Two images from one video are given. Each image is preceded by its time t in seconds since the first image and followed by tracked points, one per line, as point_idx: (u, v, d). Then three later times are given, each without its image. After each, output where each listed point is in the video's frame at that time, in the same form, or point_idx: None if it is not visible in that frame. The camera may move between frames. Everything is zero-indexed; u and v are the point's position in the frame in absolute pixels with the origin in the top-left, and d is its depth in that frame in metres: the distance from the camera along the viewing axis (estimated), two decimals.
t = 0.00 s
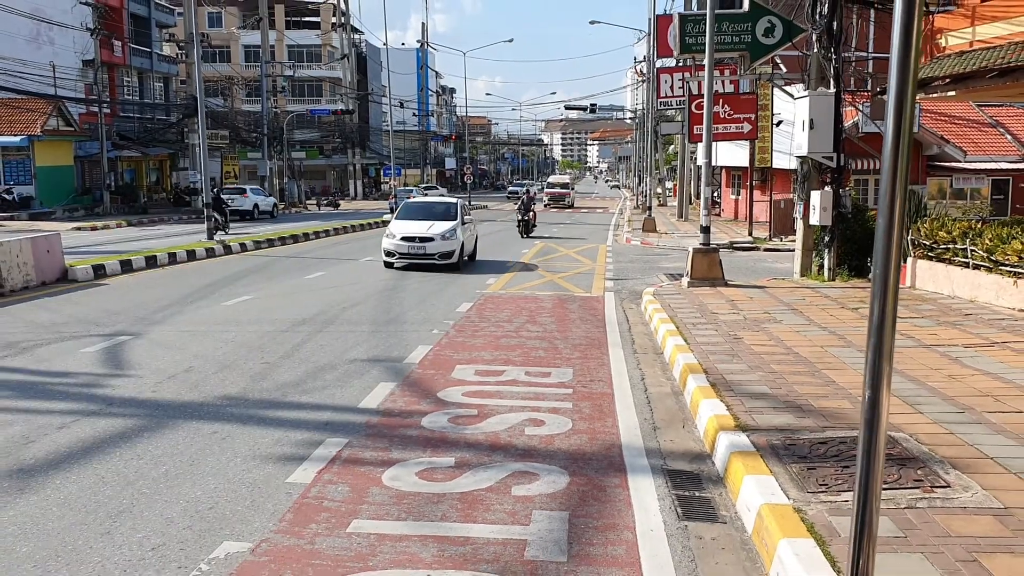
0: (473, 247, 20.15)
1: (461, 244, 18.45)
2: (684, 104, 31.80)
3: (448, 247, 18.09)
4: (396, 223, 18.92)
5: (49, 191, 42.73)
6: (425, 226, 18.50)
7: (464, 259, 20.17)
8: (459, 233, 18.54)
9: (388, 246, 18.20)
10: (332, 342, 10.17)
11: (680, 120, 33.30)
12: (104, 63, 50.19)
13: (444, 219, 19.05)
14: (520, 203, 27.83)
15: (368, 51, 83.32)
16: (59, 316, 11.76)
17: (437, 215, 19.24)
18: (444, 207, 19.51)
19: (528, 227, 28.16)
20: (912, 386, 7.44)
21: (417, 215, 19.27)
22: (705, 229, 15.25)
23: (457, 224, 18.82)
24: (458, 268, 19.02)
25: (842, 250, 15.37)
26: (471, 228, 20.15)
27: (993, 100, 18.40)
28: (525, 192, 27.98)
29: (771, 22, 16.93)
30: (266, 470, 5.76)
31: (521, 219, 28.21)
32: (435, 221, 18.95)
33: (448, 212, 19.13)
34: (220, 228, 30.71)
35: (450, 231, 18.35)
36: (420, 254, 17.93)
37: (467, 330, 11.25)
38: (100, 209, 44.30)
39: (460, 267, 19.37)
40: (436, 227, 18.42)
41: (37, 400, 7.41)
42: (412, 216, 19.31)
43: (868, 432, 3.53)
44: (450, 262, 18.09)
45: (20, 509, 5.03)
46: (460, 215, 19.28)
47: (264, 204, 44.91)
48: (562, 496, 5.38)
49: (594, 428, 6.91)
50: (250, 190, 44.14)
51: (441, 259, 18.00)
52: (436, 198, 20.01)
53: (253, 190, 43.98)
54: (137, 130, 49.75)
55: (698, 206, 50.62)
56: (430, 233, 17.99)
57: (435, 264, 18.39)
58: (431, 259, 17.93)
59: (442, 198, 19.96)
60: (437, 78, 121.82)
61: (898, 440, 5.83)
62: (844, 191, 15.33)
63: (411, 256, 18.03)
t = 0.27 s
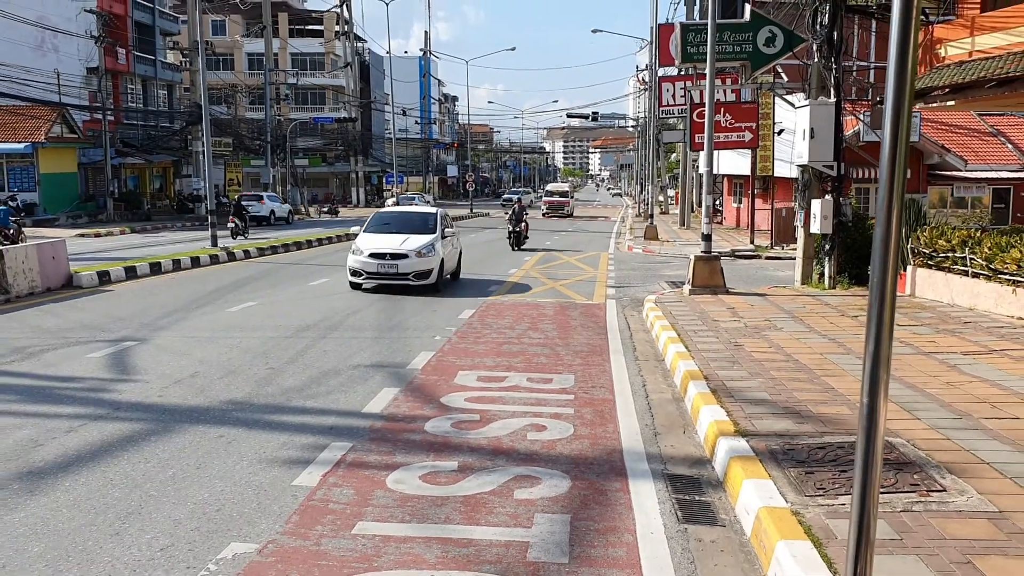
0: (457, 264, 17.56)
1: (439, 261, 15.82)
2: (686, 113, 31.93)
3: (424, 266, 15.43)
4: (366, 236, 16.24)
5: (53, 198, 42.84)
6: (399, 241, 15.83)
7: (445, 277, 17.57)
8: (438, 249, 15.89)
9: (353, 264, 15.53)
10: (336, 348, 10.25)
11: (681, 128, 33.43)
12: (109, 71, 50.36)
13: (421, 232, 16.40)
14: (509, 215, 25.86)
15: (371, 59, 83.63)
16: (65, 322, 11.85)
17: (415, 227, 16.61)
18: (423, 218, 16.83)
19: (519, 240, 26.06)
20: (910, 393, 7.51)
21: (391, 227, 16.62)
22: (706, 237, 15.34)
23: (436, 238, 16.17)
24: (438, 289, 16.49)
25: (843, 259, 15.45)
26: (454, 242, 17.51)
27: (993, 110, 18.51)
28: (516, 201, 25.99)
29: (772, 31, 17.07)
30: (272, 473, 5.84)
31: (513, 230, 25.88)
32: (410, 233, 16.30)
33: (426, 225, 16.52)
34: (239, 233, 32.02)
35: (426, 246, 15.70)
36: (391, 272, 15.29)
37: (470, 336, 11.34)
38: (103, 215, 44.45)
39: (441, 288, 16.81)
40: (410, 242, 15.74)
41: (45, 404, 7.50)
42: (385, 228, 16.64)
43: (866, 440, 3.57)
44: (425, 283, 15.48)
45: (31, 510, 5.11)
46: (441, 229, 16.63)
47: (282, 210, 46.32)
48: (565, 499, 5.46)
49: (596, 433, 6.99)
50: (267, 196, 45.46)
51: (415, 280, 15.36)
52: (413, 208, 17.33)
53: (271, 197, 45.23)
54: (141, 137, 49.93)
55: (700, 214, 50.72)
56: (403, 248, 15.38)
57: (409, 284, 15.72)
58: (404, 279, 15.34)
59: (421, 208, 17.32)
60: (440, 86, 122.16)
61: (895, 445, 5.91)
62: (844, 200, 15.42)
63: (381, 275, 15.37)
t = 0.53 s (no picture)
0: (432, 279, 14.87)
1: (410, 280, 13.04)
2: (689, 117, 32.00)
3: (390, 285, 12.67)
4: (322, 249, 13.44)
5: (57, 200, 42.98)
6: (361, 254, 13.05)
7: (420, 294, 14.94)
8: (407, 265, 13.11)
9: (303, 282, 12.73)
10: (339, 350, 10.32)
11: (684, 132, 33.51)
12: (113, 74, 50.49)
13: (389, 244, 13.63)
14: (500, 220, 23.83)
15: (375, 63, 83.81)
16: (70, 324, 11.92)
17: (382, 237, 13.86)
18: (392, 228, 14.07)
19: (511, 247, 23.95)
20: (909, 396, 7.57)
21: (355, 238, 13.84)
22: (708, 240, 15.41)
23: (407, 250, 13.40)
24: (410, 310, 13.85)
25: (844, 262, 15.50)
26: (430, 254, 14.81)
27: (995, 114, 18.57)
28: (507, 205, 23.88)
29: (775, 36, 17.18)
30: (277, 472, 5.91)
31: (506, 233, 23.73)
32: (375, 246, 13.50)
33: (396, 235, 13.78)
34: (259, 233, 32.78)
35: (393, 261, 12.91)
36: (351, 295, 12.48)
37: (473, 338, 11.41)
38: (107, 218, 44.58)
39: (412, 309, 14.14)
40: (373, 257, 12.94)
41: (53, 404, 7.58)
42: (347, 238, 13.87)
43: (869, 443, 3.54)
44: (391, 306, 12.72)
45: (40, 507, 5.19)
46: (413, 240, 13.89)
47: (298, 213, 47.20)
48: (567, 499, 5.52)
49: (597, 434, 7.07)
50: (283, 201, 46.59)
51: (379, 303, 12.61)
52: (381, 214, 14.52)
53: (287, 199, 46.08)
54: (145, 140, 50.08)
55: (702, 217, 50.79)
56: (365, 264, 12.60)
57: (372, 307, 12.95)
58: (367, 303, 12.54)
59: (390, 215, 14.54)
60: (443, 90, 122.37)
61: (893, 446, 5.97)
62: (846, 204, 15.47)
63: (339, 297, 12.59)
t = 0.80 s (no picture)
0: (399, 300, 12.19)
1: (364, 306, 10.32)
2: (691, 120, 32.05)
3: (335, 314, 9.90)
4: (254, 264, 10.65)
5: (61, 202, 43.08)
6: (303, 272, 10.31)
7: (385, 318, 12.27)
8: (360, 287, 10.35)
9: (227, 309, 9.98)
10: (343, 351, 10.39)
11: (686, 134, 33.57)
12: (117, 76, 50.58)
13: (340, 260, 10.84)
14: (488, 226, 21.67)
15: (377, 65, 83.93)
16: (75, 325, 12.00)
17: (334, 247, 11.13)
18: (346, 238, 11.31)
19: (501, 255, 21.78)
20: (909, 397, 7.63)
21: (299, 249, 11.05)
22: (710, 243, 15.47)
23: (360, 268, 10.64)
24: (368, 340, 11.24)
25: (846, 264, 15.55)
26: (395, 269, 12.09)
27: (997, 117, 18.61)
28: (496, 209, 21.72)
29: (776, 39, 17.22)
30: (283, 471, 5.98)
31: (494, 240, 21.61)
32: (320, 262, 10.74)
33: (350, 246, 11.06)
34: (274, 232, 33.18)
35: (341, 282, 10.15)
36: (286, 326, 9.75)
37: (476, 340, 11.47)
38: (111, 220, 44.67)
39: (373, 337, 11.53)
40: (316, 277, 10.17)
41: (60, 404, 7.65)
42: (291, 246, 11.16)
43: (873, 445, 3.57)
44: (338, 339, 9.98)
45: (50, 506, 5.26)
46: (370, 253, 11.13)
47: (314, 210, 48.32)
48: (569, 498, 5.59)
49: (599, 434, 7.13)
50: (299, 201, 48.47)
51: (323, 336, 9.88)
52: (334, 220, 11.75)
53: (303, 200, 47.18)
54: (148, 142, 50.20)
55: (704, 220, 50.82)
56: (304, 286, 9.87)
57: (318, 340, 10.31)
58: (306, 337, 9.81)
59: (346, 221, 11.81)
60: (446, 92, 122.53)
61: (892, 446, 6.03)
62: (847, 206, 15.53)
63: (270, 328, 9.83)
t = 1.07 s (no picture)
0: (348, 329, 9.62)
1: (287, 346, 7.68)
2: (695, 122, 32.13)
3: (241, 360, 7.21)
4: (145, 288, 8.01)
5: (65, 204, 43.21)
6: (203, 300, 7.63)
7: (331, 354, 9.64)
8: (280, 320, 7.66)
9: (95, 353, 7.31)
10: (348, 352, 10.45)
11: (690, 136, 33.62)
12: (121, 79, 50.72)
13: (257, 282, 8.15)
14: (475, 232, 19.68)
15: (381, 68, 84.07)
16: (82, 326, 12.08)
17: (252, 264, 8.44)
18: (272, 252, 8.62)
19: (489, 264, 19.55)
20: (911, 398, 7.67)
21: (207, 270, 8.35)
22: (713, 245, 15.53)
23: (282, 294, 7.93)
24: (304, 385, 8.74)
25: (849, 266, 15.59)
26: (341, 290, 9.43)
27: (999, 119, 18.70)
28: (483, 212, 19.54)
29: (779, 42, 17.19)
30: (290, 470, 6.04)
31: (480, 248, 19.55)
32: (230, 286, 8.05)
33: (273, 264, 8.40)
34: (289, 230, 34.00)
35: (251, 316, 7.45)
36: (177, 380, 7.10)
37: (480, 342, 11.53)
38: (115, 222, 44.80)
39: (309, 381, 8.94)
40: (218, 307, 7.49)
41: (69, 405, 7.73)
42: (199, 263, 8.49)
43: (879, 447, 3.50)
44: (243, 396, 7.25)
45: (60, 504, 5.32)
46: (301, 272, 8.43)
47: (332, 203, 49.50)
48: (573, 497, 5.64)
49: (603, 434, 7.18)
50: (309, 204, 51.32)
51: (223, 392, 7.18)
52: (258, 228, 9.06)
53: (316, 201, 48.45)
54: (153, 145, 50.35)
55: (707, 222, 50.87)
56: (200, 322, 7.20)
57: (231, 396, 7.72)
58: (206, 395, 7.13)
59: (275, 231, 9.13)
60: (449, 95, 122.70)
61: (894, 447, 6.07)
62: (850, 208, 15.57)
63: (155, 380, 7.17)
